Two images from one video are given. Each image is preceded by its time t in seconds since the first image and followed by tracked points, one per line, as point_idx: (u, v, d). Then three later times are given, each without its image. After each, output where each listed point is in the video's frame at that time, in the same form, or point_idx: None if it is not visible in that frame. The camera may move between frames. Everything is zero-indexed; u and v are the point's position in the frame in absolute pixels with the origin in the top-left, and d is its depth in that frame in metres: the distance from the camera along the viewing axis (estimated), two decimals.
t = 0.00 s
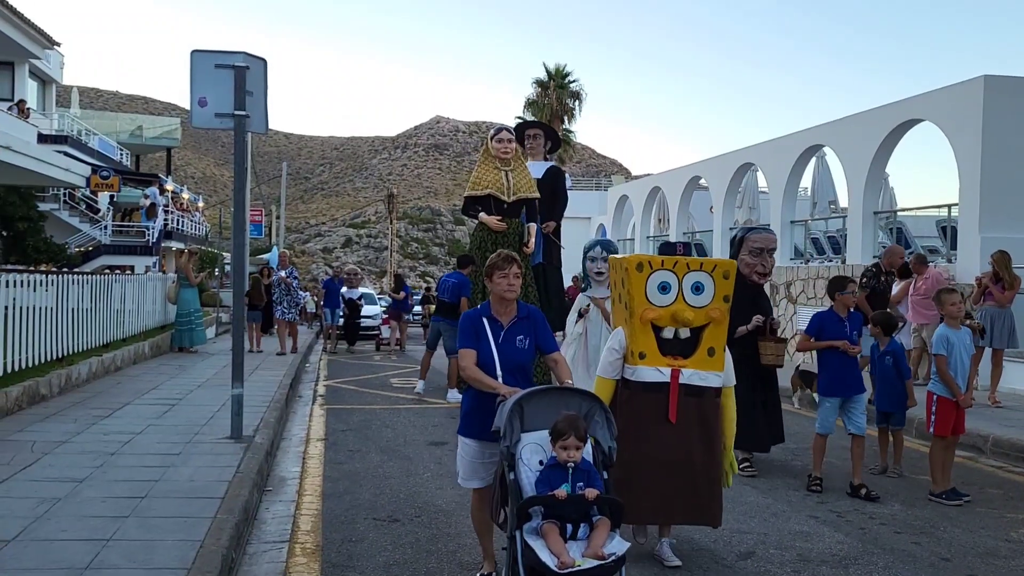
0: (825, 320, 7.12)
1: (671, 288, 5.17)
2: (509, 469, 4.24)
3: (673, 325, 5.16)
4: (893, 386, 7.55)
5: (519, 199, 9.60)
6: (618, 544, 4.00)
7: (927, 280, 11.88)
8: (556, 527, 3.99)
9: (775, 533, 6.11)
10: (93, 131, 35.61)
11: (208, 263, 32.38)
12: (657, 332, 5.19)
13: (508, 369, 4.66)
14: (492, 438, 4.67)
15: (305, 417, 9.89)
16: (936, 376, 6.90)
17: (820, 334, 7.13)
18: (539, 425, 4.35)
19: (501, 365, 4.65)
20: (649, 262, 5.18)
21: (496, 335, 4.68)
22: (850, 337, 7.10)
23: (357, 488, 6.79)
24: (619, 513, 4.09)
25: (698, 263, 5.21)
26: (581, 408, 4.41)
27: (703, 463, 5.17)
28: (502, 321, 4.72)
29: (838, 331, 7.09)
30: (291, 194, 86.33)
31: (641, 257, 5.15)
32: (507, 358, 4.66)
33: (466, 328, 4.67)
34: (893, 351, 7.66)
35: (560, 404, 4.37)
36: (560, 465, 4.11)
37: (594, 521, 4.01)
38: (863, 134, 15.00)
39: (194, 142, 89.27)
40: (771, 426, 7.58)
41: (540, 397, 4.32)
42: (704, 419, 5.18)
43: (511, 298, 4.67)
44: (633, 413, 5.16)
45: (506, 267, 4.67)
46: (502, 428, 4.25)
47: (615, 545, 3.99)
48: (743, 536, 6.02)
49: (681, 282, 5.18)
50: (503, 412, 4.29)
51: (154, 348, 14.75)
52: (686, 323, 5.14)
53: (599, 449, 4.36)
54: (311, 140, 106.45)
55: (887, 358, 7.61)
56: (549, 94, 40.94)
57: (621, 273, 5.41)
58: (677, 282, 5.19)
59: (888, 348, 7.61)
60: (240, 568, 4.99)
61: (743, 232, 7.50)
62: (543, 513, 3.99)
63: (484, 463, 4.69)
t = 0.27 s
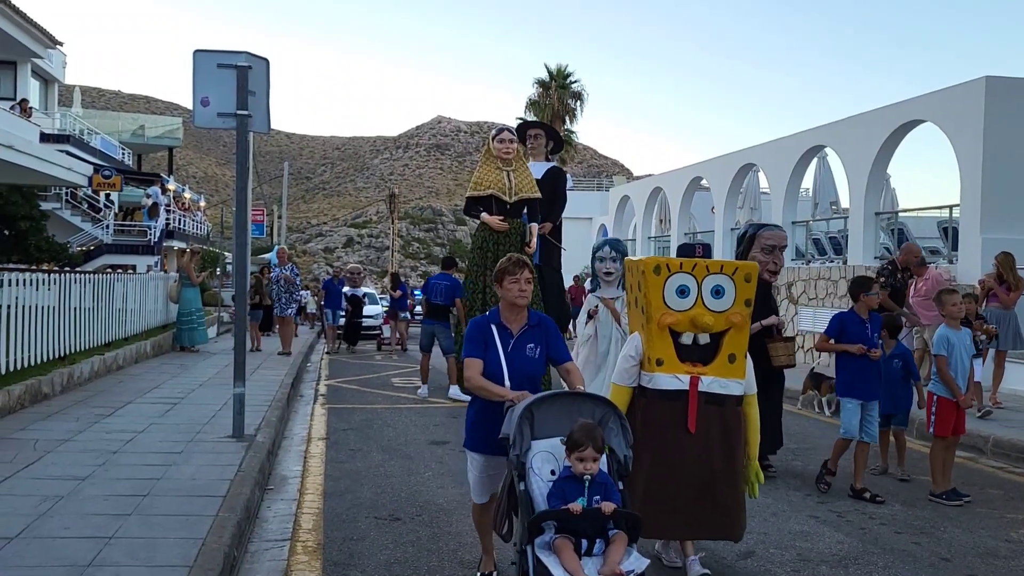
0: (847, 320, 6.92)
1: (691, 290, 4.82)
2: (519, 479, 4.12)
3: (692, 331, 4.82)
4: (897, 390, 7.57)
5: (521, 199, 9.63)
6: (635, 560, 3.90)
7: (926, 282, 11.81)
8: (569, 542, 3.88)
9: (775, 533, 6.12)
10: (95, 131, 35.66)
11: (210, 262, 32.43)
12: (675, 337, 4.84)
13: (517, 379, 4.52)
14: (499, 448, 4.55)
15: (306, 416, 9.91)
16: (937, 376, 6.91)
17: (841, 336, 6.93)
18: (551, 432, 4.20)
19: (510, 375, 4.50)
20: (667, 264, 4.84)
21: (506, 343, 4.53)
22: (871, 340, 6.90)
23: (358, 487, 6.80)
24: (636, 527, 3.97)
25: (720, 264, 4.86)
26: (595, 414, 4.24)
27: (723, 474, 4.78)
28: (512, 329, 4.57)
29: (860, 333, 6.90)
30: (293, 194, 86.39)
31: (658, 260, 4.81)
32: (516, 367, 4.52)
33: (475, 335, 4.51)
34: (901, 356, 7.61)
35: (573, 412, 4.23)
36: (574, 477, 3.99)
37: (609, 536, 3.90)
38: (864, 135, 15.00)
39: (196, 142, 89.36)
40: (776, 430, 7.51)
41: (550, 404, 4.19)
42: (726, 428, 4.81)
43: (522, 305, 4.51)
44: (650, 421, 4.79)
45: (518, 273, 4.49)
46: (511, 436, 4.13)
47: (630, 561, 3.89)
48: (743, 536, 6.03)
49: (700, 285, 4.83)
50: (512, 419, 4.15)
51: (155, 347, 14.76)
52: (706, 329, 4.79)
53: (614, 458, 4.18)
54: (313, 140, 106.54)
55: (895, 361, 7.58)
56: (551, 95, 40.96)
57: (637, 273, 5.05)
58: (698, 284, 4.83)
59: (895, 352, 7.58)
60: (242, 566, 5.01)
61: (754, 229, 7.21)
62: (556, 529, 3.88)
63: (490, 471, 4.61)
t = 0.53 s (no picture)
0: (860, 325, 6.67)
1: (714, 289, 4.70)
2: (530, 493, 3.83)
3: (716, 331, 4.70)
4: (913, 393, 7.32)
5: (522, 200, 9.75)
6: None
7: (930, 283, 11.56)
8: (588, 562, 3.61)
9: (777, 533, 6.13)
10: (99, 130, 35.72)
11: (213, 262, 32.48)
12: (698, 338, 4.71)
13: (531, 382, 4.20)
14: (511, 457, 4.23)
15: (308, 415, 9.92)
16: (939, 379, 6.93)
17: (854, 341, 6.67)
18: (564, 441, 3.92)
19: (524, 377, 4.19)
20: (690, 261, 4.71)
21: (521, 343, 4.21)
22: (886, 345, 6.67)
23: (361, 486, 6.81)
24: (659, 544, 3.69)
25: (743, 263, 4.74)
26: (611, 422, 3.96)
27: (749, 481, 4.69)
28: (527, 328, 4.26)
29: (875, 337, 6.64)
30: (295, 194, 86.43)
31: (681, 257, 4.67)
32: (529, 370, 4.20)
33: (487, 334, 4.21)
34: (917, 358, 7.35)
35: (588, 420, 3.95)
36: (593, 491, 3.69)
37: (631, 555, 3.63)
38: (867, 135, 15.00)
39: (199, 141, 89.46)
40: (790, 434, 7.25)
41: (563, 411, 3.91)
42: (751, 434, 4.71)
43: (539, 301, 4.21)
44: (675, 427, 4.68)
45: (533, 269, 4.19)
46: (522, 446, 3.84)
47: None
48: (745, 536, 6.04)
49: (724, 283, 4.71)
50: (523, 427, 3.88)
51: (158, 346, 14.78)
52: (732, 329, 4.67)
53: (632, 469, 3.90)
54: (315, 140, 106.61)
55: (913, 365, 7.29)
56: (553, 95, 40.96)
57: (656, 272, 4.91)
58: (721, 283, 4.71)
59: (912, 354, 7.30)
60: (245, 564, 5.02)
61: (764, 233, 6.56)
62: (574, 546, 3.62)
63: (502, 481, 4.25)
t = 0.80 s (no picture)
0: (867, 328, 6.63)
1: (746, 295, 4.23)
2: (553, 511, 3.49)
3: (746, 340, 4.24)
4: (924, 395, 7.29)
5: (526, 201, 9.73)
6: None
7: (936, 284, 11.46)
8: None
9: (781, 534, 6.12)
10: (102, 132, 35.79)
11: (216, 263, 32.55)
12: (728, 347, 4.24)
13: (546, 396, 3.91)
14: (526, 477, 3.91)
15: (312, 416, 9.93)
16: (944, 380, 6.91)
17: (861, 345, 6.64)
18: (587, 454, 3.57)
19: (537, 390, 3.90)
20: (719, 266, 4.24)
21: (533, 356, 3.93)
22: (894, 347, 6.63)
23: (365, 487, 6.82)
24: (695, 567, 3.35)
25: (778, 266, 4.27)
26: (637, 434, 3.61)
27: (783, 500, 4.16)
28: (539, 338, 3.97)
29: (883, 340, 6.61)
30: (298, 195, 86.55)
31: (709, 261, 4.22)
32: (543, 383, 3.91)
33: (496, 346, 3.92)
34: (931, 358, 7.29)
35: (612, 431, 3.61)
36: (621, 510, 3.36)
37: None
38: (870, 136, 14.99)
39: (201, 143, 89.61)
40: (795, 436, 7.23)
41: (586, 422, 3.58)
42: (785, 449, 4.20)
43: (551, 311, 3.93)
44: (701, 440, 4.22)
45: (543, 275, 3.91)
46: (544, 460, 3.50)
47: None
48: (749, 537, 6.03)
49: (756, 291, 4.24)
50: (542, 440, 3.54)
51: (162, 347, 14.81)
52: (763, 338, 4.21)
53: (661, 486, 3.51)
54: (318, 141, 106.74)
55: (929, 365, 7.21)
56: (556, 96, 40.99)
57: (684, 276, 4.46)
58: (753, 289, 4.24)
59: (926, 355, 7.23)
60: (250, 565, 5.03)
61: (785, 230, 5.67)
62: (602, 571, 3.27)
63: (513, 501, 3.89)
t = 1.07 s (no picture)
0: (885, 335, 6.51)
1: (781, 297, 4.07)
2: (579, 538, 3.25)
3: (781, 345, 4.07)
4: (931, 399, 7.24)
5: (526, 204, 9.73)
6: None
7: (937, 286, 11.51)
8: None
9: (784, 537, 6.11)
10: (103, 134, 35.80)
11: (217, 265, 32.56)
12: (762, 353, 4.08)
13: (556, 399, 3.74)
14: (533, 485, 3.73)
15: (313, 419, 9.92)
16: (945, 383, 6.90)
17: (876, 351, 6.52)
18: (613, 474, 3.35)
19: (548, 394, 3.73)
20: (753, 267, 4.08)
21: (542, 356, 3.76)
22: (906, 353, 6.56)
23: (367, 490, 6.82)
24: None
25: (814, 268, 4.11)
26: (666, 451, 3.39)
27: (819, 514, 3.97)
28: (547, 338, 3.79)
29: (898, 346, 6.52)
30: (299, 197, 86.56)
31: (741, 262, 4.06)
32: (553, 385, 3.74)
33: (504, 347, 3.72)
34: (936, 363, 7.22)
35: (639, 448, 3.39)
36: (655, 537, 3.14)
37: None
38: (871, 140, 14.99)
39: (202, 145, 89.64)
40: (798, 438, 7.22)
41: (610, 439, 3.35)
42: (822, 459, 4.02)
43: (561, 309, 3.76)
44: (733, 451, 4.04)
45: (556, 272, 3.75)
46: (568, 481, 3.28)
47: None
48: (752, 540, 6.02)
49: (792, 293, 4.09)
50: (566, 460, 3.32)
51: (163, 350, 14.80)
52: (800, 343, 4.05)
53: (695, 506, 3.28)
54: (318, 143, 106.76)
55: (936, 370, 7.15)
56: (556, 98, 40.99)
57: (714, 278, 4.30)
58: (788, 292, 4.08)
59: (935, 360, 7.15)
60: (252, 568, 5.03)
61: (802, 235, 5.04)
62: None
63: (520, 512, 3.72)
